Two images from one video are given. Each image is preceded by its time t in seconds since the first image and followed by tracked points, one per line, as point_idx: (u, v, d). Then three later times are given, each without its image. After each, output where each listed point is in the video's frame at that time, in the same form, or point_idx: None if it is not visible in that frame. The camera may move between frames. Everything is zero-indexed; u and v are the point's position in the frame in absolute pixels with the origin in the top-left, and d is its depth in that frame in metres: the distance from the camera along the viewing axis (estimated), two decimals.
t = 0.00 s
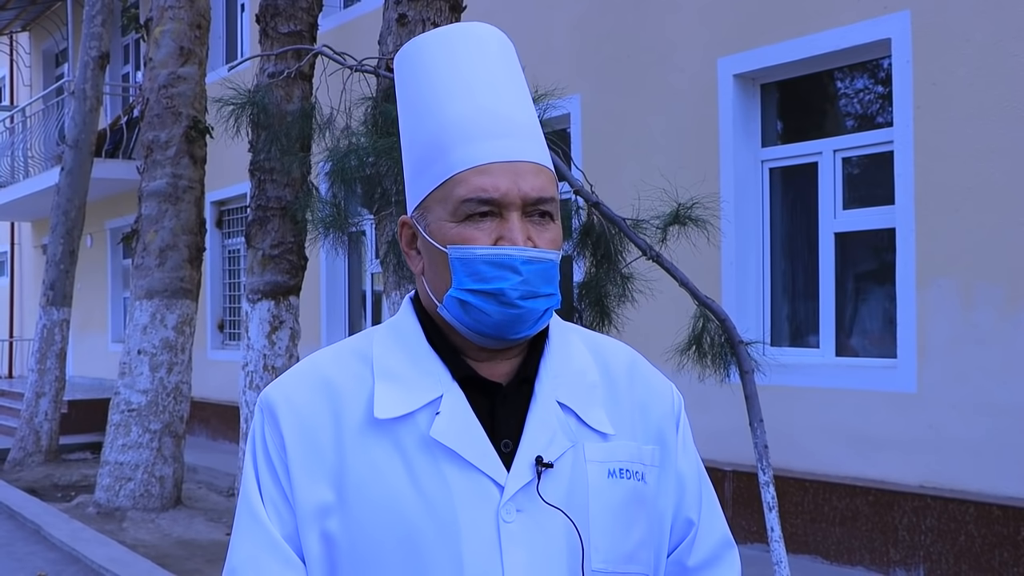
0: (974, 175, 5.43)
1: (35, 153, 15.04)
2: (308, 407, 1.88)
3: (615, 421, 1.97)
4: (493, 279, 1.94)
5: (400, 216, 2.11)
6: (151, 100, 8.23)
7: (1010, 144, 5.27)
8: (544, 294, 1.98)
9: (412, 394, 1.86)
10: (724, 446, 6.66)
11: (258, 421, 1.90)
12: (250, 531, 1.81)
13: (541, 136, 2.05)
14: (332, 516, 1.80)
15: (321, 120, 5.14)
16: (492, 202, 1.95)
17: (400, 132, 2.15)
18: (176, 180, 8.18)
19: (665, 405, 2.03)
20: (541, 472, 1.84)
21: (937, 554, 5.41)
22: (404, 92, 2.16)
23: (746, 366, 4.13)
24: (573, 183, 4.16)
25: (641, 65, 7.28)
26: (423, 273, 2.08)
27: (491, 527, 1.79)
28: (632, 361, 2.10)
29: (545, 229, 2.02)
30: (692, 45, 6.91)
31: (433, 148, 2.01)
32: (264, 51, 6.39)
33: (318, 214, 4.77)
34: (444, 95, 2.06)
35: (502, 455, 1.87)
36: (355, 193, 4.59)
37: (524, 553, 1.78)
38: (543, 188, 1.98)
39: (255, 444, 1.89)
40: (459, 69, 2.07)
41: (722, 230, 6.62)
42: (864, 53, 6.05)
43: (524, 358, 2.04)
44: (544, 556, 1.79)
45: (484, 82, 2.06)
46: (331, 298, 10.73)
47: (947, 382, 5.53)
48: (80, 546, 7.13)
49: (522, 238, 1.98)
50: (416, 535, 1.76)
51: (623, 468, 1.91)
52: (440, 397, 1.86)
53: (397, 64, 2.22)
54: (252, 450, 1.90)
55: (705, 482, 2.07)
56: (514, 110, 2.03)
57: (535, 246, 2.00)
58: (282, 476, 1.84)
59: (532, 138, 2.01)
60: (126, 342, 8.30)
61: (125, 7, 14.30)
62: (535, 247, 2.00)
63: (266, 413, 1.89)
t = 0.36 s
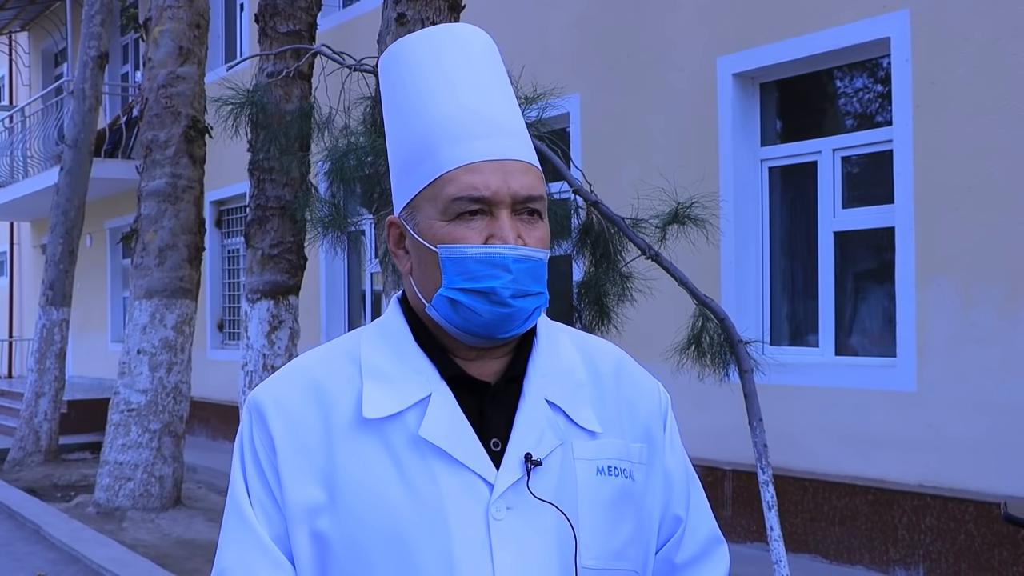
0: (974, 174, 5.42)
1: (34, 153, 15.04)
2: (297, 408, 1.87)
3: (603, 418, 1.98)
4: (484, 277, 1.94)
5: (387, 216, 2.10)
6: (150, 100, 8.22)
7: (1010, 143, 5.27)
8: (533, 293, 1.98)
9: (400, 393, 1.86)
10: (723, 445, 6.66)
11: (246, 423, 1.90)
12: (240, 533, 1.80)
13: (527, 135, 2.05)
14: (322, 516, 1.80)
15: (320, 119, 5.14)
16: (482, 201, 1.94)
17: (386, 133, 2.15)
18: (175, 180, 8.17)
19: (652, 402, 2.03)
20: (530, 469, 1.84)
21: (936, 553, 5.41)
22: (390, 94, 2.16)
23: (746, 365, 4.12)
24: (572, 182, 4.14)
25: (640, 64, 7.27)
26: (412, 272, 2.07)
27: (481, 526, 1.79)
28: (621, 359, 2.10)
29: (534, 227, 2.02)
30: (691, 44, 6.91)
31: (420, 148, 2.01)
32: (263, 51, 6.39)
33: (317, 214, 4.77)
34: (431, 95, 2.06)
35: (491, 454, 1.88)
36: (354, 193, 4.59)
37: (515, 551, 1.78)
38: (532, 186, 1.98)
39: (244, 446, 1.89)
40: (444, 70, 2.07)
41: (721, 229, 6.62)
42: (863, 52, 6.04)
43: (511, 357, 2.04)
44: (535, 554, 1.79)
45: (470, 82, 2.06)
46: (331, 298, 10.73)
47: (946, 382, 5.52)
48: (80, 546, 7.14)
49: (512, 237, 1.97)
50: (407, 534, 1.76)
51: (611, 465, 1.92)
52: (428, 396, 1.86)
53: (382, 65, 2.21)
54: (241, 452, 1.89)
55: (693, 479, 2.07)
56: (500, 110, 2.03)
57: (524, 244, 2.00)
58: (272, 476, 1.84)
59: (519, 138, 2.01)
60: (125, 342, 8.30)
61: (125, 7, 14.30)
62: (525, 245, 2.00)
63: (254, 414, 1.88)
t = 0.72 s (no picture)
0: (974, 173, 5.42)
1: (34, 154, 15.03)
2: (281, 411, 1.87)
3: (584, 419, 1.98)
4: (467, 276, 1.94)
5: (368, 216, 2.09)
6: (150, 100, 8.22)
7: (1010, 142, 5.27)
8: (517, 292, 1.99)
9: (385, 395, 1.86)
10: (723, 445, 6.66)
11: (230, 427, 1.89)
12: (226, 538, 1.81)
13: (508, 136, 2.05)
14: (308, 519, 1.80)
15: (320, 119, 5.13)
16: (466, 200, 1.95)
17: (367, 135, 2.15)
18: (175, 181, 8.17)
19: (631, 403, 2.04)
20: (515, 470, 1.85)
21: (936, 553, 5.40)
22: (369, 96, 2.16)
23: (745, 365, 4.12)
24: (572, 183, 4.13)
25: (640, 64, 7.27)
26: (394, 273, 2.06)
27: (467, 527, 1.79)
28: (599, 359, 2.10)
29: (517, 227, 2.03)
30: (691, 44, 6.91)
31: (401, 150, 2.01)
32: (263, 51, 6.39)
33: (317, 214, 4.77)
34: (412, 96, 2.06)
35: (476, 455, 1.88)
36: (354, 193, 4.59)
37: (501, 551, 1.79)
38: (515, 187, 1.99)
39: (228, 450, 1.89)
40: (425, 71, 2.07)
41: (721, 229, 6.62)
42: (863, 51, 6.04)
43: (494, 357, 2.03)
44: (522, 555, 1.80)
45: (450, 82, 2.06)
46: (330, 298, 10.73)
47: (946, 381, 5.52)
48: (80, 546, 7.14)
49: (496, 236, 1.98)
50: (393, 536, 1.76)
51: (594, 465, 1.93)
52: (413, 398, 1.86)
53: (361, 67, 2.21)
54: (225, 457, 1.89)
55: (671, 478, 2.09)
56: (481, 110, 2.03)
57: (508, 244, 2.01)
58: (257, 481, 1.84)
59: (500, 138, 2.01)
60: (125, 343, 8.30)
61: (124, 8, 14.31)
62: (508, 245, 2.00)
63: (238, 418, 1.88)
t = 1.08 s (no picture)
0: (973, 173, 5.42)
1: (33, 155, 15.03)
2: (251, 417, 1.87)
3: (555, 421, 1.99)
4: (437, 278, 1.93)
5: (337, 218, 2.08)
6: (148, 102, 8.22)
7: (1009, 142, 5.27)
8: (488, 292, 1.98)
9: (354, 400, 1.86)
10: (723, 445, 6.66)
11: (199, 433, 1.89)
12: (196, 546, 1.81)
13: (477, 136, 2.06)
14: (279, 526, 1.80)
15: (318, 120, 5.13)
16: (436, 202, 1.94)
17: (336, 137, 2.15)
18: (174, 182, 8.17)
19: (602, 404, 2.05)
20: (486, 475, 1.85)
21: (935, 552, 5.41)
22: (337, 97, 2.16)
23: (745, 365, 4.13)
24: (570, 183, 4.11)
25: (638, 65, 7.28)
26: (363, 274, 2.05)
27: (438, 532, 1.79)
28: (570, 359, 2.11)
29: (487, 227, 2.02)
30: (690, 44, 6.91)
31: (370, 151, 2.01)
32: (262, 52, 6.39)
33: (315, 215, 4.76)
34: (380, 97, 2.07)
35: (446, 459, 1.88)
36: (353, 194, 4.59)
37: (473, 556, 1.79)
38: (485, 188, 1.99)
39: (197, 457, 1.89)
40: (393, 71, 2.07)
41: (719, 229, 6.62)
42: (861, 51, 6.05)
43: (465, 358, 2.04)
44: (494, 559, 1.80)
45: (418, 83, 2.07)
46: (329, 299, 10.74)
47: (945, 381, 5.52)
48: (79, 548, 7.14)
49: (466, 238, 1.97)
50: (365, 542, 1.76)
51: (565, 467, 1.93)
52: (383, 403, 1.86)
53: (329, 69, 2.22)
54: (194, 463, 1.89)
55: (644, 477, 2.10)
56: (449, 111, 2.04)
57: (478, 245, 2.00)
58: (227, 487, 1.84)
59: (469, 139, 2.02)
60: (124, 344, 8.30)
61: (123, 9, 14.32)
62: (479, 246, 2.00)
63: (207, 425, 1.88)
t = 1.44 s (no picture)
0: (973, 172, 5.42)
1: (33, 156, 15.02)
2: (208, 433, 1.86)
3: (517, 423, 1.99)
4: (390, 287, 1.91)
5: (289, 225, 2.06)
6: (148, 102, 8.22)
7: (1010, 142, 5.27)
8: (443, 301, 1.96)
9: (314, 413, 1.85)
10: (723, 445, 6.67)
11: (156, 451, 1.88)
12: (158, 566, 1.80)
13: (432, 141, 2.06)
14: (241, 543, 1.79)
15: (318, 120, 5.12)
16: (389, 211, 1.93)
17: (286, 139, 2.12)
18: (174, 182, 8.16)
19: (563, 401, 2.07)
20: (449, 483, 1.85)
21: (936, 552, 5.41)
22: (287, 97, 2.13)
23: (745, 365, 4.13)
24: (571, 183, 4.11)
25: (637, 65, 7.28)
26: (316, 282, 2.04)
27: (404, 545, 1.79)
28: (529, 358, 2.13)
29: (442, 235, 2.01)
30: (690, 44, 6.91)
31: (324, 155, 1.99)
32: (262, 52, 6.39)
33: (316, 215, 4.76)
34: (333, 99, 2.05)
35: (409, 469, 1.87)
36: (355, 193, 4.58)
37: (440, 566, 1.79)
38: (439, 195, 1.97)
39: (155, 473, 1.88)
40: (347, 72, 2.06)
41: (719, 229, 6.61)
42: (861, 51, 6.05)
43: (424, 364, 2.03)
44: (461, 568, 1.81)
45: (373, 84, 2.06)
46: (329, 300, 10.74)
47: (945, 381, 5.52)
48: (80, 548, 7.14)
49: (420, 246, 1.96)
50: (329, 558, 1.76)
51: (528, 470, 1.94)
52: (343, 415, 1.85)
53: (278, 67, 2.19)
54: (152, 482, 1.88)
55: (605, 472, 2.11)
56: (404, 114, 2.04)
57: (433, 253, 1.98)
58: (187, 505, 1.83)
59: (424, 144, 2.01)
60: (124, 344, 8.30)
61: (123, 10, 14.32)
62: (433, 254, 1.98)
63: (164, 442, 1.87)
